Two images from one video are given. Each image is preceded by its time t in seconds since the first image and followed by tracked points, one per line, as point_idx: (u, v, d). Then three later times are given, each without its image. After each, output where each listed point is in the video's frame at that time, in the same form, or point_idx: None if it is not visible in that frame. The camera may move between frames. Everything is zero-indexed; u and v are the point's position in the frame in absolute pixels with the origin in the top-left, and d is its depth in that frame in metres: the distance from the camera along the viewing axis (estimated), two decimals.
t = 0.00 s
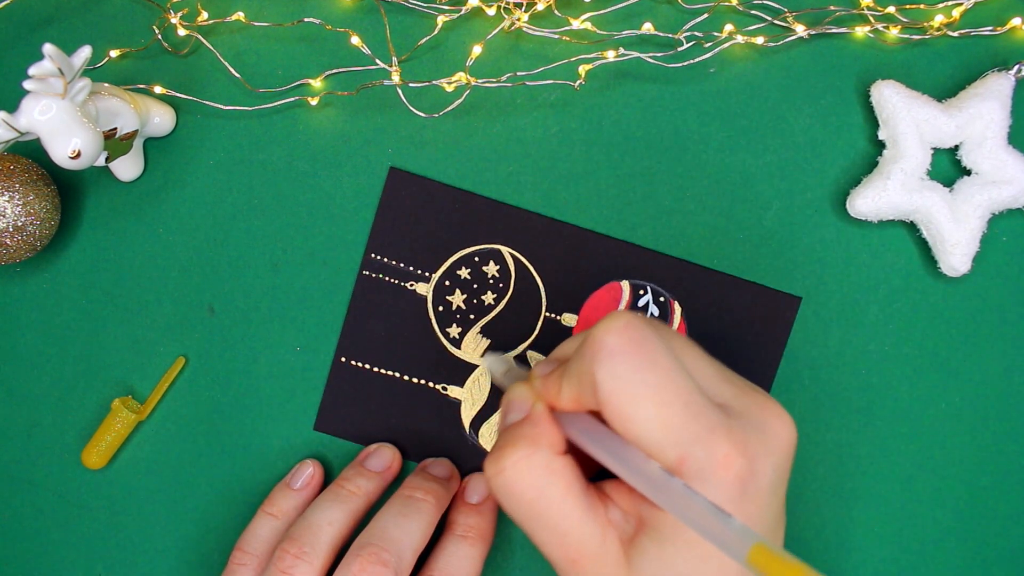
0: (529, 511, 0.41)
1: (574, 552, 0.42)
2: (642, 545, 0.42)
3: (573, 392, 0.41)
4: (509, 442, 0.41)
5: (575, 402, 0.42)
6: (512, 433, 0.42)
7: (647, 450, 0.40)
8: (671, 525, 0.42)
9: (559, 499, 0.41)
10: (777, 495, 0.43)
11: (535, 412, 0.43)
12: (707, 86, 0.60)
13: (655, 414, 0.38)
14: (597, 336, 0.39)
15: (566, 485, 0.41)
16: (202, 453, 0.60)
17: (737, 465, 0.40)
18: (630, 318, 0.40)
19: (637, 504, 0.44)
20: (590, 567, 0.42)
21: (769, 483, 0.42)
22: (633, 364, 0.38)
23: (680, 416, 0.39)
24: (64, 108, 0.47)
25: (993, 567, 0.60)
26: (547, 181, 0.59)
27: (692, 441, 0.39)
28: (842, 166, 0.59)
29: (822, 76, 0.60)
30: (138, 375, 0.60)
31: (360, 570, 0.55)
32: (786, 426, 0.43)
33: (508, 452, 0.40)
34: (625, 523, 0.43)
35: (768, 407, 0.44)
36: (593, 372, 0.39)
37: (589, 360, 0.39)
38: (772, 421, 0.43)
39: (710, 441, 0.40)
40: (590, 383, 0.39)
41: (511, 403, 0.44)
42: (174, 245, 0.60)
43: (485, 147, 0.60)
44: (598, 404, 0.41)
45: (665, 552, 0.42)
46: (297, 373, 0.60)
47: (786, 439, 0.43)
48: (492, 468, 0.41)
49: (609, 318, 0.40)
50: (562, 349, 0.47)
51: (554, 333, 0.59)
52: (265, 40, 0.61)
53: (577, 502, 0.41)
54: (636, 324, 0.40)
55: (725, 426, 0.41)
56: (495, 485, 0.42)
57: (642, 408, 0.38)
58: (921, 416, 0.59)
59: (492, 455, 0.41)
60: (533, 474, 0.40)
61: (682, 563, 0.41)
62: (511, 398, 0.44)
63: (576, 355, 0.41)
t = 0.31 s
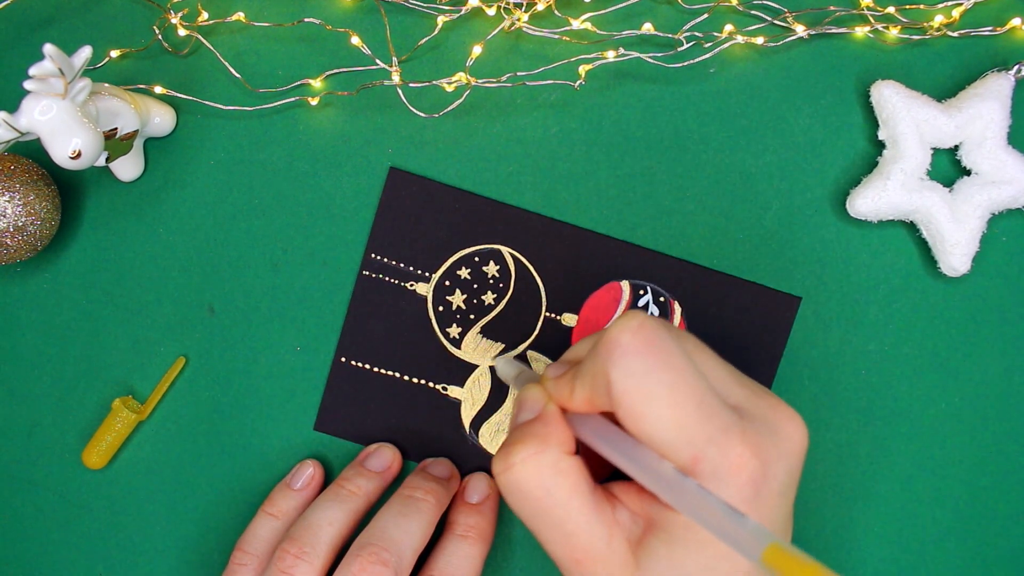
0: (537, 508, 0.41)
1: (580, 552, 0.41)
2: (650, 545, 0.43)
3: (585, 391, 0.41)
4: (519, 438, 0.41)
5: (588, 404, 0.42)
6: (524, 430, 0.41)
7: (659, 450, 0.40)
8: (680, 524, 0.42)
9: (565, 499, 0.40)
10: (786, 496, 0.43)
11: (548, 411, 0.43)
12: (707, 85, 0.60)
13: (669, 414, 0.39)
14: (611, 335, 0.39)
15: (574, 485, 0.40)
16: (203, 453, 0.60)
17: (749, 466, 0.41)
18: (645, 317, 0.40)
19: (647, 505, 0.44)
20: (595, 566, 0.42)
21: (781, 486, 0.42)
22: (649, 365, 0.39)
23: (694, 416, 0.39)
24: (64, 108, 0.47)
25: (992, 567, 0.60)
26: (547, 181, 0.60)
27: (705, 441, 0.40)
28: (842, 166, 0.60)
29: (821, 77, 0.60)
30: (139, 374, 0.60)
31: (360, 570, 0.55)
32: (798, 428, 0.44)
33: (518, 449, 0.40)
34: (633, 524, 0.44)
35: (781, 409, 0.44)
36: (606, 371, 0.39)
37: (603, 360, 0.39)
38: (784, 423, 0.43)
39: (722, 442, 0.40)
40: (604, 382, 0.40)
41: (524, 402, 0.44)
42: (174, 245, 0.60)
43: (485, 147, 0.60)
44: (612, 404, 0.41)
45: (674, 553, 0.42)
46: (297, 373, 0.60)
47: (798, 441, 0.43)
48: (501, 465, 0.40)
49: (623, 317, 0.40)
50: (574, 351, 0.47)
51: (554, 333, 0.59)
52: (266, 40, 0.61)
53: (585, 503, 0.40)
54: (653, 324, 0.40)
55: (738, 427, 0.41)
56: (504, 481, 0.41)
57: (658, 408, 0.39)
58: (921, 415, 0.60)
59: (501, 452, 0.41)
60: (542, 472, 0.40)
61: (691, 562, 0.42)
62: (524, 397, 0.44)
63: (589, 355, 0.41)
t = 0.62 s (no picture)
0: (607, 491, 0.40)
1: (640, 538, 0.41)
2: (704, 536, 0.43)
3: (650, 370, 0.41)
4: (599, 415, 0.39)
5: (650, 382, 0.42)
6: (597, 404, 0.40)
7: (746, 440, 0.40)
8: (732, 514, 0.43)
9: (641, 485, 0.40)
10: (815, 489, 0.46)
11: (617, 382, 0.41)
12: (707, 85, 0.60)
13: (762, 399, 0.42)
14: (760, 316, 0.43)
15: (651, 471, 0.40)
16: (203, 453, 0.60)
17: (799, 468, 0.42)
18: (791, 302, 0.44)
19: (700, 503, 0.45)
20: (652, 558, 0.41)
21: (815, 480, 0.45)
22: (780, 342, 0.43)
23: (806, 406, 0.43)
24: (64, 108, 0.47)
25: (993, 567, 0.60)
26: (546, 181, 0.60)
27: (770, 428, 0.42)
28: (842, 166, 0.59)
29: (821, 77, 0.60)
30: (139, 374, 0.60)
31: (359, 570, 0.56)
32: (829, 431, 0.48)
33: (600, 427, 0.39)
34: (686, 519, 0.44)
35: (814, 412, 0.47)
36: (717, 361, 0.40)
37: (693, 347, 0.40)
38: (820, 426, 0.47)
39: (780, 430, 0.43)
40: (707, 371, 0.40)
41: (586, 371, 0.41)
42: (173, 245, 0.60)
43: (486, 147, 0.60)
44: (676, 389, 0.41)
45: (726, 544, 0.42)
46: (297, 373, 0.60)
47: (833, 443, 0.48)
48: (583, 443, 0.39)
49: (756, 300, 0.44)
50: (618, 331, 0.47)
51: (554, 333, 0.59)
52: (266, 40, 0.61)
53: (652, 490, 0.40)
54: (794, 310, 0.44)
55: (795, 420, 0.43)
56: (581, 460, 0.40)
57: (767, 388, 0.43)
58: (921, 416, 0.59)
59: (581, 429, 0.39)
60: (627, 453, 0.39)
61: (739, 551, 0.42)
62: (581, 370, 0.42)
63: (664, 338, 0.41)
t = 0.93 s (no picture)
0: (542, 496, 0.42)
1: (589, 533, 0.42)
2: (653, 524, 0.42)
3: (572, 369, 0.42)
4: (517, 429, 0.42)
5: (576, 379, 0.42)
6: (519, 421, 0.42)
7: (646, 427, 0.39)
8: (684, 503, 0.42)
9: (569, 485, 0.41)
10: (786, 466, 0.43)
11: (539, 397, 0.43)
12: (708, 85, 0.60)
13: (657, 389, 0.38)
14: (598, 317, 0.39)
15: (577, 469, 0.41)
16: (203, 453, 0.60)
17: (743, 441, 0.40)
18: (629, 297, 0.40)
19: (649, 484, 0.44)
20: (604, 548, 0.42)
21: (778, 457, 0.42)
22: (637, 344, 0.38)
23: (681, 391, 0.39)
24: (64, 108, 0.47)
25: (992, 567, 0.60)
26: (547, 181, 0.60)
27: (698, 416, 0.39)
28: (842, 166, 0.60)
29: (821, 77, 0.60)
30: (139, 375, 0.60)
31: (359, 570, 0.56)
32: (792, 400, 0.43)
33: (519, 439, 0.41)
34: (636, 503, 0.43)
35: (775, 381, 0.44)
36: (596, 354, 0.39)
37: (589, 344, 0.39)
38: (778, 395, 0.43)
39: (717, 417, 0.39)
40: (591, 361, 0.40)
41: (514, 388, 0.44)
42: (174, 245, 0.60)
43: (486, 147, 0.60)
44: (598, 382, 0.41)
45: (678, 531, 0.42)
46: (297, 373, 0.60)
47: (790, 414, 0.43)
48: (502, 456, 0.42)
49: (608, 299, 0.40)
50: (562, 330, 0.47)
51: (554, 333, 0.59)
52: (266, 40, 0.61)
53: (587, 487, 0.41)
54: (637, 303, 0.40)
55: (729, 400, 0.40)
56: (507, 471, 0.42)
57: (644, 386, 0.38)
58: (920, 415, 0.60)
59: (501, 445, 0.42)
60: (539, 460, 0.41)
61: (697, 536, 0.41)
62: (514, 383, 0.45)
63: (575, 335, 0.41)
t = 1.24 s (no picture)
0: (545, 490, 0.42)
1: (591, 528, 0.42)
2: (654, 525, 0.42)
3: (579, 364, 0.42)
4: (523, 423, 0.42)
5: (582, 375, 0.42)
6: (525, 414, 0.42)
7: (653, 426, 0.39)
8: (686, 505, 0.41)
9: (574, 480, 0.41)
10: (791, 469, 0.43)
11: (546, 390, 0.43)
12: (707, 85, 0.60)
13: (665, 390, 0.39)
14: (609, 315, 0.39)
15: (581, 467, 0.41)
16: (203, 453, 0.60)
17: (749, 443, 0.40)
18: (640, 296, 0.40)
19: (653, 483, 0.43)
20: (605, 544, 0.42)
21: (784, 461, 0.42)
22: (645, 342, 0.38)
23: (688, 393, 0.39)
24: (64, 108, 0.47)
25: (992, 566, 0.60)
26: (546, 180, 0.60)
27: (704, 417, 0.39)
28: (842, 166, 0.60)
29: (821, 77, 0.60)
30: (139, 375, 0.60)
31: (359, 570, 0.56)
32: (799, 403, 0.43)
33: (525, 434, 0.41)
34: (639, 503, 0.43)
35: (782, 384, 0.43)
36: (604, 351, 0.39)
37: (598, 340, 0.39)
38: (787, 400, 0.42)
39: (723, 419, 0.39)
40: (599, 358, 0.40)
41: (522, 383, 0.44)
42: (174, 245, 0.60)
43: (486, 147, 0.60)
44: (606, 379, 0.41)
45: (679, 533, 0.41)
46: (297, 373, 0.60)
47: (798, 417, 0.43)
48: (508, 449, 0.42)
49: (620, 298, 0.40)
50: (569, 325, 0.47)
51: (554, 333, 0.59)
52: (266, 40, 0.61)
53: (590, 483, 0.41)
54: (648, 302, 0.40)
55: (735, 403, 0.40)
56: (512, 464, 0.42)
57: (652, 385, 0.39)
58: (920, 415, 0.60)
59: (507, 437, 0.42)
60: (544, 454, 0.41)
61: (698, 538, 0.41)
62: (522, 378, 0.45)
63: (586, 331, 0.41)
